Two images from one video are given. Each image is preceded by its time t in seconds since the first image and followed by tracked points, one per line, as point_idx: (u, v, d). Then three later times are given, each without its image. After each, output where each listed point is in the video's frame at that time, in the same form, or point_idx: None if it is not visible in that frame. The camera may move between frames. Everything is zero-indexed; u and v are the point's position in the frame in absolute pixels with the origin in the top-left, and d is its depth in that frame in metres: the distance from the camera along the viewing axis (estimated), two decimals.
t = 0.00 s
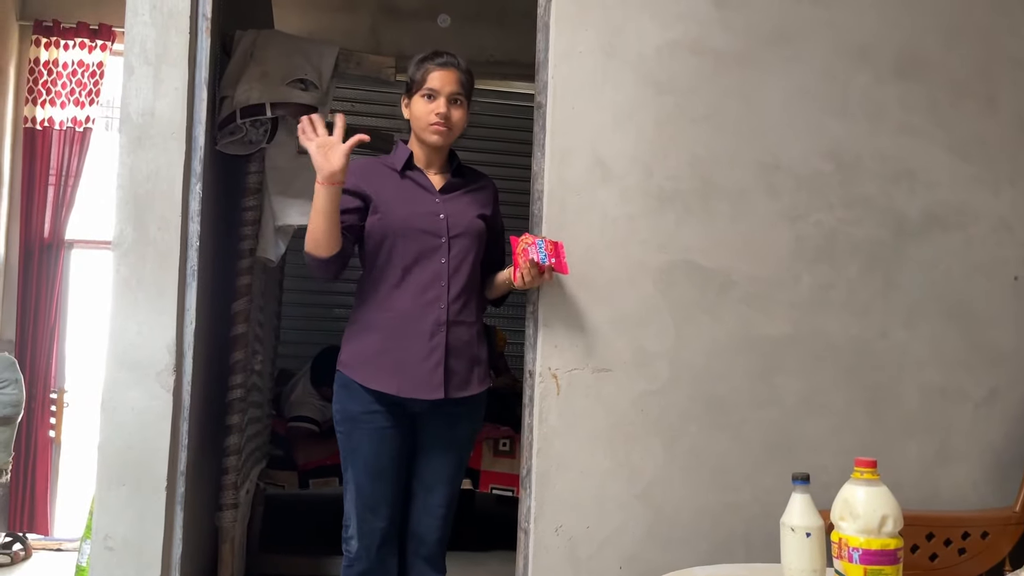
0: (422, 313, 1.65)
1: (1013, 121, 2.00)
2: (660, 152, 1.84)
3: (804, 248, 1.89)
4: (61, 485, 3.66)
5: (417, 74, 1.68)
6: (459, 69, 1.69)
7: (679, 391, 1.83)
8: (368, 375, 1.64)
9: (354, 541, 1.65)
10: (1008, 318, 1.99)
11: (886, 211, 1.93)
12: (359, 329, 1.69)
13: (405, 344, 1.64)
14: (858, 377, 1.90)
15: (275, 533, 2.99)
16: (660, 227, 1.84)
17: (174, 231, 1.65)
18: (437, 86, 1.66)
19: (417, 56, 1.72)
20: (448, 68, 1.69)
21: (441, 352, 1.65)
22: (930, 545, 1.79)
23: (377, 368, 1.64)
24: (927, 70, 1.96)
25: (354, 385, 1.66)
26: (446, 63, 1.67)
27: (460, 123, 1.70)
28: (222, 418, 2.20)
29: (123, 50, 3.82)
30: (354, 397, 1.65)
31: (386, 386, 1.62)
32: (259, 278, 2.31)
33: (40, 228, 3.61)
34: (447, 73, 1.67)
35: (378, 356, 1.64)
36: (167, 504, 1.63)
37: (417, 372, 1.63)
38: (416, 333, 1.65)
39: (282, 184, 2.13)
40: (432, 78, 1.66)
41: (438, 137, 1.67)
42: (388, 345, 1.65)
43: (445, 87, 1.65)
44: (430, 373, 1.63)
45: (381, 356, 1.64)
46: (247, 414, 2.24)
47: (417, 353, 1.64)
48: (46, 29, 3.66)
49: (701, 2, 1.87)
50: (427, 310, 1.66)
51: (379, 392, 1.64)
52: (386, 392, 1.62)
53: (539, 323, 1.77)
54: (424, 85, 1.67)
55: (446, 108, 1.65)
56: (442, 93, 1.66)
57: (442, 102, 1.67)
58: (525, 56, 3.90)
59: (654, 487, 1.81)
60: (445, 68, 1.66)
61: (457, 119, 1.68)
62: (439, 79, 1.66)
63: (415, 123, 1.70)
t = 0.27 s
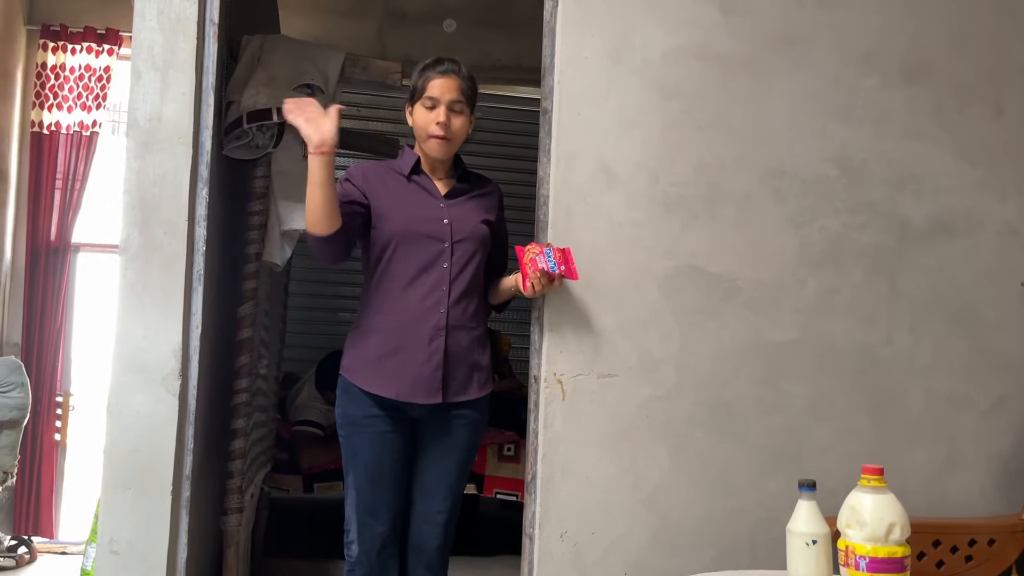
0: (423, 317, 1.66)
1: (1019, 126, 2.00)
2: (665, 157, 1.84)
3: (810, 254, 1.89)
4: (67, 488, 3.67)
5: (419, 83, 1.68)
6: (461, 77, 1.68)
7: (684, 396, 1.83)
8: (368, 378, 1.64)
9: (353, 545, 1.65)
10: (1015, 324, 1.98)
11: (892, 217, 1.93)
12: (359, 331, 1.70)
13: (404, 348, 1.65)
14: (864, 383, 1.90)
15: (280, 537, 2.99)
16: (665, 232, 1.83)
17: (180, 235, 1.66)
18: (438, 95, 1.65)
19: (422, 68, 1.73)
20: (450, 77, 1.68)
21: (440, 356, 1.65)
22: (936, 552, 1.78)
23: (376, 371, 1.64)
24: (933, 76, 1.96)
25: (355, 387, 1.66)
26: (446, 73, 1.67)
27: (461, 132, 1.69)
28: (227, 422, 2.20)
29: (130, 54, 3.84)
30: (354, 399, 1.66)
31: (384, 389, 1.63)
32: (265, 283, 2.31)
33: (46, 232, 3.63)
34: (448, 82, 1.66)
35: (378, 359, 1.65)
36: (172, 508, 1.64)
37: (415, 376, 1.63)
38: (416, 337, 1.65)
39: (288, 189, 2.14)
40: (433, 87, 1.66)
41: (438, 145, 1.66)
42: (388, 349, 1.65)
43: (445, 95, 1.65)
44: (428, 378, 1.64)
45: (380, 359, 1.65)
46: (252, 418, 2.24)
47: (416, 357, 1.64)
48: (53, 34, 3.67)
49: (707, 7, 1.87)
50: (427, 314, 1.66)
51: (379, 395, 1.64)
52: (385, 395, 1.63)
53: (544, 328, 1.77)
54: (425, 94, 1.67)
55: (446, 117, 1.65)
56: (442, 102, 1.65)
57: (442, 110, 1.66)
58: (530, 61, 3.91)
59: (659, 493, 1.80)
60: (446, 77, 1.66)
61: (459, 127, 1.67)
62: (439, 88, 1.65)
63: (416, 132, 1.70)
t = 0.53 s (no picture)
0: (425, 321, 1.66)
1: None
2: (670, 162, 1.84)
3: (815, 259, 1.89)
4: (70, 490, 3.67)
5: (427, 94, 1.65)
6: (470, 90, 1.65)
7: (688, 402, 1.82)
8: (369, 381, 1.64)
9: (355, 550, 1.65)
10: (1020, 330, 1.97)
11: (897, 222, 1.93)
12: (361, 336, 1.70)
13: (407, 352, 1.65)
14: (868, 389, 1.89)
15: (283, 539, 2.99)
16: (669, 237, 1.83)
17: (185, 239, 1.66)
18: (447, 111, 1.63)
19: (430, 69, 1.68)
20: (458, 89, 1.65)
21: (442, 359, 1.65)
22: (940, 558, 1.77)
23: (378, 375, 1.64)
24: (939, 81, 1.96)
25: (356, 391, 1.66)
26: (457, 86, 1.64)
27: (466, 145, 1.69)
28: (230, 426, 2.20)
29: (135, 57, 3.84)
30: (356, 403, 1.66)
31: (386, 392, 1.62)
32: (269, 287, 2.31)
33: (50, 234, 3.63)
34: (457, 96, 1.64)
35: (380, 363, 1.65)
36: (175, 512, 1.64)
37: (417, 380, 1.63)
38: (419, 340, 1.65)
39: (293, 192, 2.14)
40: (441, 102, 1.63)
41: (444, 161, 1.67)
42: (390, 352, 1.65)
43: (454, 113, 1.63)
44: (430, 381, 1.64)
45: (382, 363, 1.65)
46: (255, 422, 2.24)
47: (418, 360, 1.64)
48: (58, 36, 3.68)
49: (712, 13, 1.87)
50: (429, 318, 1.66)
51: (380, 399, 1.64)
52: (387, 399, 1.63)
53: (548, 332, 1.77)
54: (433, 107, 1.64)
55: (454, 135, 1.64)
56: (451, 118, 1.64)
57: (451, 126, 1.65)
58: (535, 64, 3.91)
59: (663, 498, 1.80)
60: (456, 92, 1.63)
61: (465, 143, 1.67)
62: (449, 104, 1.63)
63: (422, 142, 1.69)
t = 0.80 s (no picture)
0: (434, 319, 1.65)
1: None
2: (676, 161, 1.84)
3: (821, 258, 1.88)
4: (75, 489, 3.67)
5: (442, 93, 1.64)
6: (484, 90, 1.65)
7: (693, 401, 1.82)
8: (378, 380, 1.64)
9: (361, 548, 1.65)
10: None
11: (904, 222, 1.92)
12: (367, 334, 1.69)
13: (415, 350, 1.64)
14: (875, 389, 1.89)
15: (287, 538, 2.99)
16: (675, 236, 1.83)
17: (191, 237, 1.66)
18: (463, 112, 1.63)
19: (443, 66, 1.66)
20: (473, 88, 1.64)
21: (451, 358, 1.65)
22: (947, 558, 1.77)
23: (386, 373, 1.64)
24: (945, 81, 1.95)
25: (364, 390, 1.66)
26: (474, 86, 1.63)
27: (477, 143, 1.70)
28: (235, 424, 2.20)
29: (140, 57, 3.85)
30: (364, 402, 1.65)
31: (395, 391, 1.62)
32: (274, 285, 2.32)
33: (56, 232, 3.63)
34: (473, 97, 1.63)
35: (387, 361, 1.64)
36: (181, 509, 1.64)
37: (426, 378, 1.63)
38: (427, 338, 1.65)
39: (298, 190, 2.14)
40: (458, 103, 1.62)
41: (457, 160, 1.67)
42: (398, 350, 1.65)
43: (470, 114, 1.63)
44: (439, 380, 1.63)
45: (390, 361, 1.64)
46: (260, 420, 2.25)
47: (427, 358, 1.64)
48: (64, 36, 3.69)
49: (718, 11, 1.87)
50: (438, 316, 1.66)
51: (388, 397, 1.63)
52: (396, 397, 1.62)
53: (553, 330, 1.76)
54: (449, 107, 1.63)
55: (469, 137, 1.64)
56: (467, 119, 1.64)
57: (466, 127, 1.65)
58: (540, 64, 3.90)
59: (668, 497, 1.80)
60: (472, 92, 1.63)
61: (478, 142, 1.68)
62: (465, 106, 1.62)
63: (434, 140, 1.68)
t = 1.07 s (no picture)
0: (441, 320, 1.65)
1: None
2: (679, 160, 1.83)
3: (824, 258, 1.88)
4: (77, 487, 3.68)
5: (458, 92, 1.63)
6: (500, 90, 1.65)
7: (696, 401, 1.82)
8: (385, 382, 1.63)
9: (366, 549, 1.64)
10: None
11: (907, 221, 1.92)
12: (374, 333, 1.69)
13: (423, 351, 1.64)
14: (878, 389, 1.89)
15: (288, 537, 2.99)
16: (677, 235, 1.83)
17: (194, 235, 1.66)
18: (479, 112, 1.63)
19: (458, 64, 1.65)
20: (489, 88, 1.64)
21: (459, 358, 1.64)
22: (950, 559, 1.76)
23: (394, 375, 1.63)
24: (950, 80, 1.95)
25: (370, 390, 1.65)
26: (491, 86, 1.63)
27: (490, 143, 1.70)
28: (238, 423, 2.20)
29: (143, 55, 3.85)
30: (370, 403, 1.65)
31: (403, 393, 1.62)
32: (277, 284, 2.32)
33: (59, 232, 3.65)
34: (489, 97, 1.63)
35: (395, 363, 1.64)
36: (183, 508, 1.63)
37: (435, 380, 1.62)
38: (435, 339, 1.64)
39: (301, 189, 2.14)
40: (474, 103, 1.62)
41: (470, 160, 1.67)
42: (406, 352, 1.64)
43: (486, 115, 1.63)
44: (448, 380, 1.63)
45: (397, 362, 1.64)
46: (264, 419, 2.25)
47: (435, 359, 1.63)
48: (67, 34, 3.69)
49: (723, 10, 1.86)
50: (445, 316, 1.65)
51: (395, 399, 1.63)
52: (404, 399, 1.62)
53: (555, 330, 1.76)
54: (464, 107, 1.63)
55: (484, 137, 1.64)
56: (482, 120, 1.64)
57: (481, 127, 1.65)
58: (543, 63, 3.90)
59: (670, 497, 1.79)
60: (488, 93, 1.63)
61: (491, 142, 1.68)
62: (482, 106, 1.62)
63: (447, 139, 1.67)
